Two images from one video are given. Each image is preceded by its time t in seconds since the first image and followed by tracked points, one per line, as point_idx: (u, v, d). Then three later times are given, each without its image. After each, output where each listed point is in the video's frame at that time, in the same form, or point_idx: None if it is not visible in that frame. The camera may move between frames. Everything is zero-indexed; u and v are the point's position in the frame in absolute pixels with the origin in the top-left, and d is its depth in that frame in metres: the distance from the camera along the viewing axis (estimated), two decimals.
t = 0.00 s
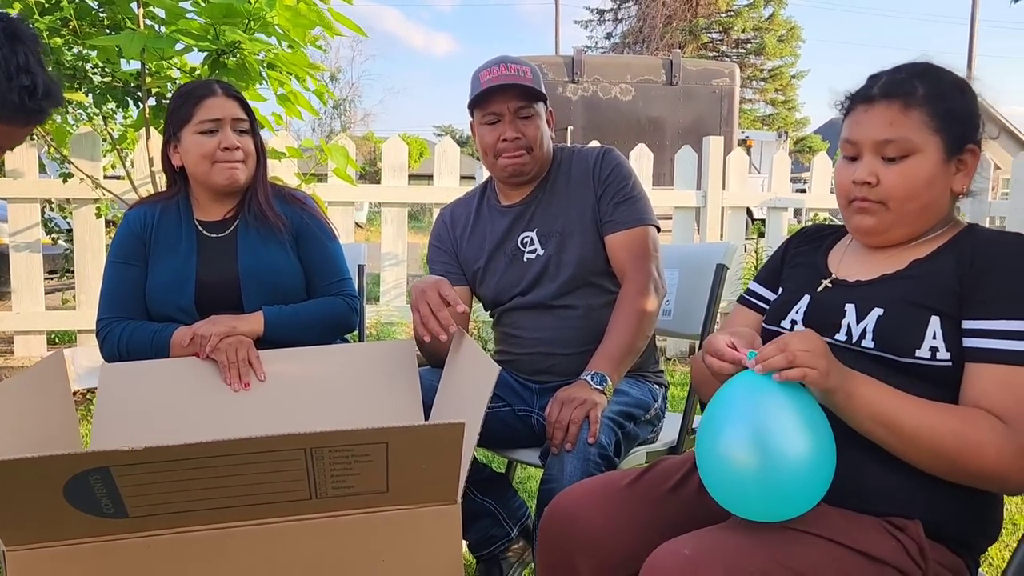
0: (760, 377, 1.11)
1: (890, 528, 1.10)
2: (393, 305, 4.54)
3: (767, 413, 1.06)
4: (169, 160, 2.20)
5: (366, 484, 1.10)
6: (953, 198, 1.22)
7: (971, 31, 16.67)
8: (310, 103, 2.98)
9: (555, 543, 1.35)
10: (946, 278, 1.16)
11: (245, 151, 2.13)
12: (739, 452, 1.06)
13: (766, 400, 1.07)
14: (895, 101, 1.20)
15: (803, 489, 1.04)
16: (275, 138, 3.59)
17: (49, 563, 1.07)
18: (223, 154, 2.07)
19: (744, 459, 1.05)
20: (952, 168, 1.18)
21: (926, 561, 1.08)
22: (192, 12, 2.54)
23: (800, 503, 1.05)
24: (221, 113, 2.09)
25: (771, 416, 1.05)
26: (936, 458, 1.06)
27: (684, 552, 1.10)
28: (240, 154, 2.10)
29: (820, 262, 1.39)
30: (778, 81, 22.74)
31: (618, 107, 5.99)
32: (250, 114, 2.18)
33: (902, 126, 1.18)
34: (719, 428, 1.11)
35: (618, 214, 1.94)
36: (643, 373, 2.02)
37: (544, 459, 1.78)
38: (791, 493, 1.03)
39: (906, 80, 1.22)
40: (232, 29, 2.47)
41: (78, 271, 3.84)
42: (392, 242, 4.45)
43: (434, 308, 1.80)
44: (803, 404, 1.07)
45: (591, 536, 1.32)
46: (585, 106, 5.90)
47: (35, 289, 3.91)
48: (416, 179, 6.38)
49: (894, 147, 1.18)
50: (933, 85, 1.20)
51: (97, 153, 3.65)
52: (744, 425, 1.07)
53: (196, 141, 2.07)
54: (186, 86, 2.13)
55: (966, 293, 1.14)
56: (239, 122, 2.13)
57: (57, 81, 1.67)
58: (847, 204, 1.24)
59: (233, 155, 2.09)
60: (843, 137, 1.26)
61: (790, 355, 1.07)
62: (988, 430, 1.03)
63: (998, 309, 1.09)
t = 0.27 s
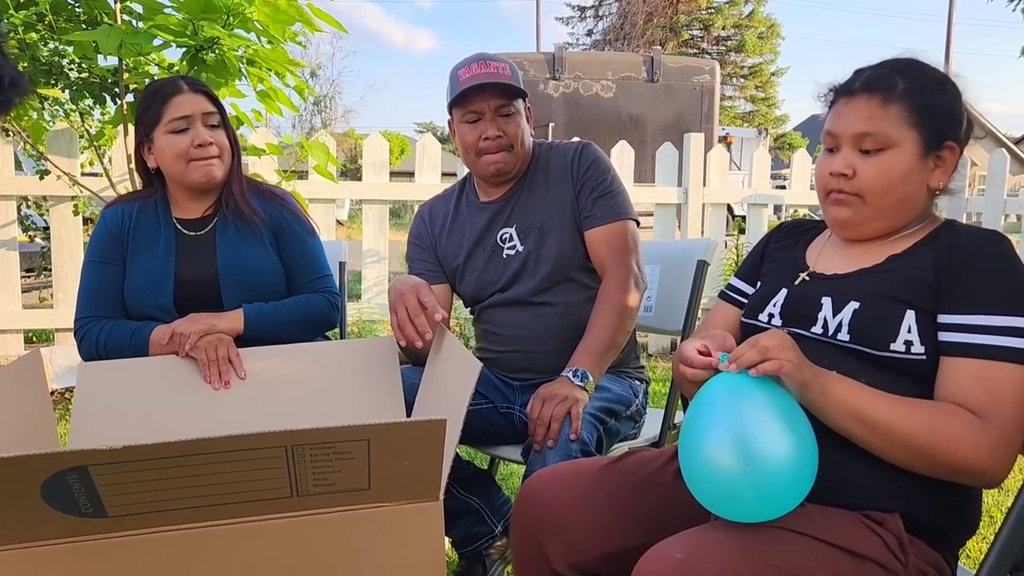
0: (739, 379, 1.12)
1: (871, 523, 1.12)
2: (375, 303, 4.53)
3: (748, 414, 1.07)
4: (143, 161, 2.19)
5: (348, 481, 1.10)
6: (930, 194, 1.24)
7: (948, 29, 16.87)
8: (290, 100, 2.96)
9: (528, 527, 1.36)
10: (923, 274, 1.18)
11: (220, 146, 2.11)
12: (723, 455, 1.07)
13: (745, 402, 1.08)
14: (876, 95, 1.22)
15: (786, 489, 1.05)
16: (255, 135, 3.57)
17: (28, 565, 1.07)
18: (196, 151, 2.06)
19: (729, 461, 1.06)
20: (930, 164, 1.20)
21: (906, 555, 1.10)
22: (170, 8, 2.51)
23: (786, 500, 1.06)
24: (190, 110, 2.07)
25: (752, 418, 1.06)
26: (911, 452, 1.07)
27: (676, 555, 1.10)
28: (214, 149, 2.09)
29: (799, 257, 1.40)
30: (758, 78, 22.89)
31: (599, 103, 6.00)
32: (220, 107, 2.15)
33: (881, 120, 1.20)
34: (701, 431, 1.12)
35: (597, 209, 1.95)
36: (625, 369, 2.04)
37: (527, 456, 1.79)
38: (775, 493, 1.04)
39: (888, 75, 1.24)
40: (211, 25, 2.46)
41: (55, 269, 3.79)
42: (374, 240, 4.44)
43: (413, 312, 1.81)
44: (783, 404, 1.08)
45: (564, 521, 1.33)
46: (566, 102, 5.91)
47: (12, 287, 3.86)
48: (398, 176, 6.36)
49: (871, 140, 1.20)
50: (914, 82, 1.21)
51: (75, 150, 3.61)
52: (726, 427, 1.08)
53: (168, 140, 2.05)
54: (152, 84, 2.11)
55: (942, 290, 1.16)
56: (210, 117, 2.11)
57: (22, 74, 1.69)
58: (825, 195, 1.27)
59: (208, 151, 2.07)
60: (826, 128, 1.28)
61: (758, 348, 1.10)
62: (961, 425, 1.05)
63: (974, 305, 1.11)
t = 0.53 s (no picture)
0: (718, 364, 1.14)
1: (851, 510, 1.14)
2: (362, 301, 4.53)
3: (729, 399, 1.09)
4: (125, 163, 2.18)
5: (335, 481, 1.10)
6: (900, 198, 1.26)
7: (932, 28, 17.02)
8: (276, 99, 2.96)
9: (512, 523, 1.38)
10: (896, 271, 1.20)
11: (201, 143, 2.10)
12: (711, 441, 1.08)
13: (726, 386, 1.10)
14: (846, 97, 1.24)
15: (770, 470, 1.07)
16: (242, 134, 3.56)
17: (14, 567, 1.06)
18: (178, 151, 2.05)
19: (716, 446, 1.07)
20: (900, 167, 1.22)
21: (885, 541, 1.12)
22: (155, 6, 2.51)
23: (774, 479, 1.08)
24: (167, 109, 2.05)
25: (733, 403, 1.08)
26: (883, 441, 1.09)
27: (667, 527, 1.12)
28: (195, 147, 2.08)
29: (779, 258, 1.42)
30: (745, 77, 23.00)
31: (587, 102, 6.02)
32: (198, 104, 2.14)
33: (851, 122, 1.22)
34: (684, 417, 1.13)
35: (584, 208, 1.96)
36: (613, 368, 2.05)
37: (514, 455, 1.80)
38: (758, 475, 1.06)
39: (861, 77, 1.25)
40: (197, 23, 2.45)
41: (40, 268, 3.76)
42: (361, 239, 4.43)
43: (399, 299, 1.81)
44: (763, 387, 1.10)
45: (549, 515, 1.34)
46: (554, 101, 5.92)
47: None
48: (385, 175, 6.35)
49: (841, 142, 1.22)
50: (886, 85, 1.23)
51: (59, 148, 3.58)
52: (708, 411, 1.09)
53: (149, 142, 2.04)
54: (129, 85, 2.09)
55: (916, 287, 1.18)
56: (188, 114, 2.10)
57: None
58: (798, 196, 1.30)
59: (189, 149, 2.06)
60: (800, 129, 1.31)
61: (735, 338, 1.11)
62: (936, 418, 1.07)
63: (944, 300, 1.13)
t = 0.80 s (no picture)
0: (712, 379, 1.14)
1: (847, 518, 1.15)
2: (354, 301, 4.52)
3: (724, 414, 1.10)
4: (114, 163, 2.17)
5: (328, 479, 1.11)
6: (878, 200, 1.27)
7: (923, 28, 17.10)
8: (268, 97, 2.95)
9: (505, 523, 1.37)
10: (889, 273, 1.21)
11: (188, 141, 2.09)
12: (701, 455, 1.09)
13: (721, 402, 1.11)
14: (804, 116, 1.24)
15: (765, 486, 1.07)
16: (233, 133, 3.55)
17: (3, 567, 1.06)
18: (166, 150, 2.04)
19: (707, 461, 1.09)
20: (872, 171, 1.23)
21: (881, 546, 1.13)
22: (146, 4, 2.50)
23: (770, 493, 1.08)
24: (152, 109, 2.04)
25: (728, 419, 1.09)
26: (878, 448, 1.10)
27: (663, 553, 1.11)
28: (182, 146, 2.07)
29: (766, 262, 1.43)
30: (737, 77, 23.04)
31: (579, 101, 6.02)
32: (184, 101, 2.13)
33: (815, 140, 1.22)
34: (678, 433, 1.14)
35: (577, 208, 1.97)
36: (602, 367, 2.06)
37: (505, 454, 1.80)
38: (754, 490, 1.07)
39: (814, 92, 1.25)
40: (188, 21, 2.44)
41: (30, 267, 3.74)
42: (353, 238, 4.42)
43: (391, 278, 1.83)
44: (757, 403, 1.11)
45: (542, 515, 1.35)
46: (546, 100, 5.92)
47: None
48: (378, 176, 6.33)
49: (809, 161, 1.22)
50: (841, 96, 1.23)
51: (49, 147, 3.56)
52: (703, 427, 1.10)
53: (136, 141, 2.04)
54: (114, 85, 2.08)
55: (909, 289, 1.19)
56: (174, 113, 2.09)
57: None
58: (778, 216, 1.31)
59: (177, 147, 2.06)
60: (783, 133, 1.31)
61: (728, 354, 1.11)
62: (932, 421, 1.08)
63: (938, 302, 1.14)
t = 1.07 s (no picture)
0: (714, 398, 1.14)
1: (847, 526, 1.16)
2: (351, 301, 4.52)
3: (725, 433, 1.10)
4: (109, 164, 2.16)
5: (326, 480, 1.11)
6: (864, 203, 1.27)
7: (919, 30, 17.14)
8: (265, 97, 2.95)
9: (500, 523, 1.38)
10: (885, 279, 1.21)
11: (184, 141, 2.09)
12: (701, 473, 1.09)
13: (722, 421, 1.11)
14: (787, 122, 1.24)
15: (765, 505, 1.08)
16: (230, 133, 3.54)
17: None
18: (161, 150, 2.03)
19: (706, 480, 1.08)
20: (858, 173, 1.23)
21: (883, 552, 1.14)
22: (143, 4, 2.50)
23: (767, 514, 1.09)
24: (147, 109, 2.04)
25: (729, 438, 1.09)
26: (878, 456, 1.11)
27: None
28: (178, 146, 2.06)
29: (759, 269, 1.43)
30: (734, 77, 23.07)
31: (576, 102, 6.03)
32: (178, 101, 2.12)
33: (799, 146, 1.22)
34: (679, 451, 1.14)
35: (573, 209, 1.97)
36: (599, 367, 2.06)
37: (503, 454, 1.80)
38: (754, 510, 1.07)
39: (795, 99, 1.26)
40: (185, 21, 2.43)
41: (25, 267, 3.73)
42: (350, 238, 4.42)
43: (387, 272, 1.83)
44: (759, 422, 1.11)
45: (537, 513, 1.35)
46: (543, 100, 5.93)
47: None
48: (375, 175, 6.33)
49: (795, 166, 1.23)
50: (823, 101, 1.24)
51: (45, 146, 3.55)
52: (704, 445, 1.10)
53: (131, 142, 2.03)
54: (108, 86, 2.07)
55: (905, 296, 1.19)
56: (170, 113, 2.08)
57: None
58: (767, 223, 1.31)
59: (173, 148, 2.05)
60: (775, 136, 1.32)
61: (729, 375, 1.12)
62: (935, 430, 1.09)
63: (937, 309, 1.14)
